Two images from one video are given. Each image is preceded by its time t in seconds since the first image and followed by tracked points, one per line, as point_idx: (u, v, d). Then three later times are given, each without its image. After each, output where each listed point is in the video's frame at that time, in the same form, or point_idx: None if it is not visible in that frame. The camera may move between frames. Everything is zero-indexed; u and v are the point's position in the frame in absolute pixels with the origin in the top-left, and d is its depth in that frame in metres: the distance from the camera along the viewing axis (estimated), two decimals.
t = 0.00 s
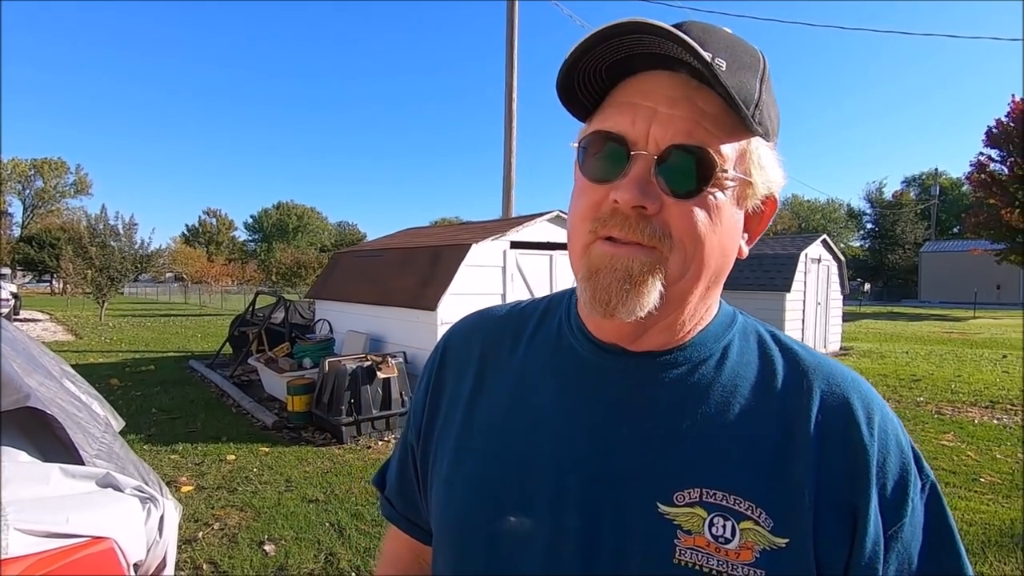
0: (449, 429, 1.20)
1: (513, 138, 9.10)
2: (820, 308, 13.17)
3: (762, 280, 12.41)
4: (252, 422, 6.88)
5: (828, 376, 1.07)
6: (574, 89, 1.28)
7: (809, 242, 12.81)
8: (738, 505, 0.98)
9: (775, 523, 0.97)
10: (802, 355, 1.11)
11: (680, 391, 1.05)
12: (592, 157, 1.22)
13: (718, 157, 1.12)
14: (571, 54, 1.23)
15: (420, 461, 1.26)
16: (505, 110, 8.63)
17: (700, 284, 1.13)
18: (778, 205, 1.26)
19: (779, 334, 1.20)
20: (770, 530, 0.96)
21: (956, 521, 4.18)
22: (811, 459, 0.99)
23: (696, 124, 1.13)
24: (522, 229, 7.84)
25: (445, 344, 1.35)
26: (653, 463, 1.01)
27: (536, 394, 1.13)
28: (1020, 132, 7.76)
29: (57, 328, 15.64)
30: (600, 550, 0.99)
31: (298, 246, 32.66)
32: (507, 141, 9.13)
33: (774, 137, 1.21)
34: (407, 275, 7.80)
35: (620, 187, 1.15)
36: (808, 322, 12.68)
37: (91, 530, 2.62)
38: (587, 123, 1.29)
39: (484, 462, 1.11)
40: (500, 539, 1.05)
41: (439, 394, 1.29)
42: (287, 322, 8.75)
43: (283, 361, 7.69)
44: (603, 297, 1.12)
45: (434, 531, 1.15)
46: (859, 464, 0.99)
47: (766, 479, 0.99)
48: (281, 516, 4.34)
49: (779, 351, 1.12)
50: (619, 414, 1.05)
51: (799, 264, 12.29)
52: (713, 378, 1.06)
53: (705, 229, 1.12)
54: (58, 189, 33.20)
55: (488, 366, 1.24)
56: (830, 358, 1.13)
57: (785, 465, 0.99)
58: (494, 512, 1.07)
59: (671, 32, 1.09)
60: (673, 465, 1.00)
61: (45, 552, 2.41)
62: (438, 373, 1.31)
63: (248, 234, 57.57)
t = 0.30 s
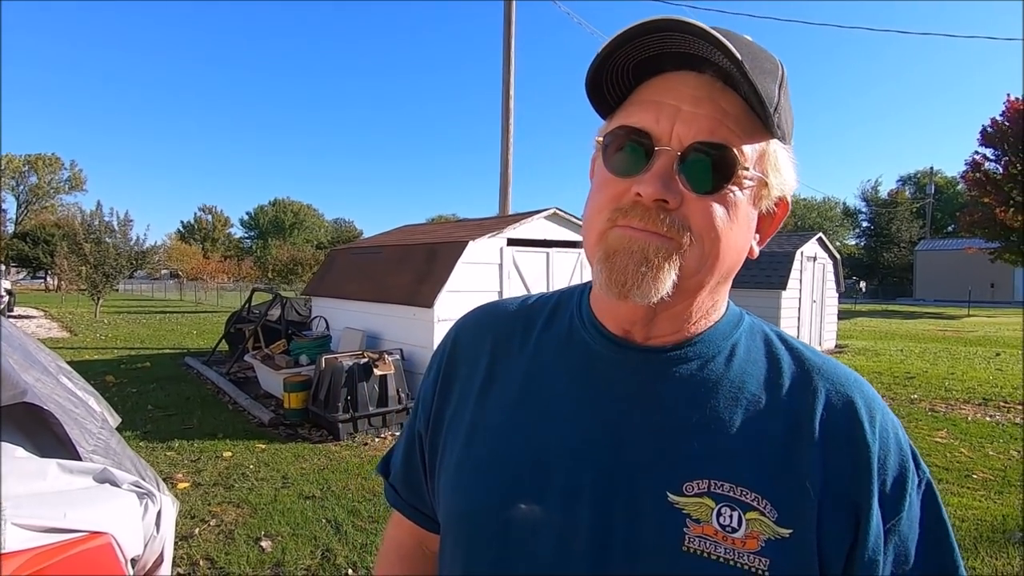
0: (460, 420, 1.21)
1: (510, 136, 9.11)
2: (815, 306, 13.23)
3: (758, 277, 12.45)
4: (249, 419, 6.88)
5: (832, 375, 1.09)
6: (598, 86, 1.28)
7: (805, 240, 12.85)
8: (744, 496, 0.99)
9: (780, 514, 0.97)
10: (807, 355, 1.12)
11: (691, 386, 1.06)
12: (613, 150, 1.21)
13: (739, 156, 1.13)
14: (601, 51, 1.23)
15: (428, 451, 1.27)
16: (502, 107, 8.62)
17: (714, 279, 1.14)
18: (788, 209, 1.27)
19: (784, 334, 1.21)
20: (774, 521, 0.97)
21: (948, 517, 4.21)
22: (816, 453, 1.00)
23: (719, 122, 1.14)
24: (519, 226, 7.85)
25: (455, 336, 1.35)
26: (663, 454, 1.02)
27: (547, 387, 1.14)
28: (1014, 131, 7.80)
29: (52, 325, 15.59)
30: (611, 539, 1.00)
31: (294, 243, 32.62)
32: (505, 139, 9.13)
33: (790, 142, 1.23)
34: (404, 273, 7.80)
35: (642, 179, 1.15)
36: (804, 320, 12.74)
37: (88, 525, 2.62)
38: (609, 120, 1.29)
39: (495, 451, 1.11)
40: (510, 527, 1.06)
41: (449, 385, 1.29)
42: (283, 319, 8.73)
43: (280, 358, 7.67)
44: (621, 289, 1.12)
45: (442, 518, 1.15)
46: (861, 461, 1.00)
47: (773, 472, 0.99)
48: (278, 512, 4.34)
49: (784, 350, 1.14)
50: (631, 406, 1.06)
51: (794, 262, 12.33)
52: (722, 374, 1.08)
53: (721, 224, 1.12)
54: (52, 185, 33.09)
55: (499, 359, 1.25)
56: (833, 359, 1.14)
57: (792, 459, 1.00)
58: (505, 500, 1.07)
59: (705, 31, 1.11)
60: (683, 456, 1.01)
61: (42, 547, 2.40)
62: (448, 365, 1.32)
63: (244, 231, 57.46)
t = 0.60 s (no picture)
0: (461, 410, 1.22)
1: (508, 132, 9.09)
2: (813, 302, 13.26)
3: (756, 274, 12.48)
4: (247, 414, 6.88)
5: (826, 366, 1.10)
6: (604, 86, 1.28)
7: (802, 236, 12.88)
8: (741, 481, 1.00)
9: (776, 499, 0.98)
10: (801, 347, 1.13)
11: (689, 376, 1.07)
12: (617, 148, 1.21)
13: (742, 155, 1.14)
14: (607, 52, 1.23)
15: (429, 440, 1.27)
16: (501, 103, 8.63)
17: (714, 275, 1.15)
18: (785, 208, 1.27)
19: (779, 328, 1.22)
20: (770, 505, 0.98)
21: (942, 510, 4.25)
22: (810, 440, 1.01)
23: (722, 121, 1.15)
24: (517, 222, 7.84)
25: (456, 328, 1.36)
26: (663, 441, 1.03)
27: (549, 376, 1.15)
28: (1012, 128, 7.81)
29: (49, 321, 15.56)
30: (612, 523, 1.01)
31: (291, 239, 32.57)
32: (503, 134, 9.13)
33: (788, 142, 1.24)
34: (402, 268, 7.80)
35: (647, 176, 1.15)
36: (801, 316, 12.78)
37: (88, 519, 2.63)
38: (613, 119, 1.29)
39: (498, 438, 1.12)
40: (514, 512, 1.07)
41: (449, 376, 1.30)
42: (281, 315, 8.72)
43: (277, 354, 7.69)
44: (625, 285, 1.12)
45: (444, 506, 1.16)
46: (854, 449, 1.01)
47: (768, 459, 1.00)
48: (277, 507, 4.35)
49: (780, 343, 1.15)
50: (631, 395, 1.07)
51: (792, 258, 12.36)
52: (719, 365, 1.09)
53: (723, 222, 1.13)
54: (48, 180, 32.99)
55: (500, 350, 1.25)
56: (827, 351, 1.15)
57: (787, 446, 1.01)
58: (508, 486, 1.08)
59: (710, 34, 1.11)
60: (682, 443, 1.02)
61: (41, 541, 2.41)
62: (449, 357, 1.32)
63: (242, 226, 57.36)
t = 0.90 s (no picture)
0: (459, 402, 1.23)
1: (507, 128, 9.09)
2: (811, 298, 13.29)
3: (754, 270, 12.50)
4: (246, 411, 6.89)
5: (816, 358, 1.10)
6: (598, 83, 1.28)
7: (800, 232, 12.89)
8: (732, 470, 1.00)
9: (765, 487, 0.99)
10: (792, 340, 1.14)
11: (681, 368, 1.08)
12: (612, 144, 1.22)
13: (733, 150, 1.14)
14: (601, 49, 1.23)
15: (428, 433, 1.28)
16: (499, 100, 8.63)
17: (706, 269, 1.15)
18: (776, 203, 1.28)
19: (771, 321, 1.22)
20: (759, 493, 0.99)
21: (939, 505, 4.27)
22: (800, 431, 1.02)
23: (714, 117, 1.15)
24: (516, 219, 7.85)
25: (454, 323, 1.37)
26: (655, 431, 1.04)
27: (545, 369, 1.16)
28: (1010, 124, 7.82)
29: (47, 318, 15.53)
30: (606, 512, 1.02)
31: (290, 236, 32.54)
32: (501, 131, 9.12)
33: (779, 138, 1.24)
34: (400, 265, 7.80)
35: (640, 171, 1.15)
36: (799, 312, 12.81)
37: (86, 515, 2.63)
38: (607, 115, 1.30)
39: (494, 430, 1.13)
40: (511, 502, 1.08)
41: (447, 370, 1.31)
42: (279, 312, 8.71)
43: (276, 351, 7.70)
44: (618, 279, 1.13)
45: (442, 499, 1.17)
46: (842, 440, 1.02)
47: (758, 448, 1.01)
48: (275, 504, 4.36)
49: (771, 335, 1.15)
50: (625, 386, 1.08)
51: (790, 255, 12.38)
52: (711, 357, 1.09)
53: (714, 217, 1.14)
54: (45, 177, 32.93)
55: (497, 343, 1.26)
56: (817, 343, 1.16)
57: (776, 437, 1.02)
58: (505, 477, 1.09)
59: (701, 31, 1.12)
60: (674, 433, 1.03)
61: (39, 537, 2.42)
62: (447, 351, 1.33)
63: (240, 223, 57.27)
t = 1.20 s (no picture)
0: (457, 396, 1.24)
1: (507, 125, 9.09)
2: (812, 294, 13.28)
3: (755, 266, 12.50)
4: (247, 408, 6.91)
5: (808, 353, 1.11)
6: (591, 82, 1.29)
7: (801, 228, 12.88)
8: (722, 464, 1.02)
9: (755, 480, 1.00)
10: (785, 335, 1.15)
11: (675, 363, 1.09)
12: (604, 143, 1.23)
13: (721, 149, 1.15)
14: (592, 49, 1.24)
15: (428, 425, 1.30)
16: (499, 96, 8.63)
17: (698, 266, 1.16)
18: (768, 200, 1.29)
19: (767, 316, 1.23)
20: (749, 486, 1.00)
21: (939, 500, 4.28)
22: (791, 426, 1.02)
23: (703, 116, 1.16)
24: (516, 215, 7.86)
25: (454, 317, 1.38)
26: (648, 425, 1.05)
27: (542, 363, 1.17)
28: (1013, 119, 7.81)
29: (49, 317, 15.57)
30: (599, 504, 1.04)
31: (290, 234, 32.56)
32: (501, 127, 9.12)
33: (770, 135, 1.24)
34: (400, 262, 7.80)
35: (630, 170, 1.17)
36: (800, 308, 12.80)
37: (88, 510, 2.65)
38: (599, 113, 1.30)
39: (491, 423, 1.14)
40: (507, 494, 1.09)
41: (447, 364, 1.32)
42: (280, 309, 8.73)
43: (277, 348, 7.72)
44: (610, 278, 1.14)
45: (440, 491, 1.18)
46: (832, 435, 1.02)
47: (748, 442, 1.02)
48: (277, 500, 4.38)
49: (765, 331, 1.16)
50: (620, 381, 1.09)
51: (791, 251, 12.37)
52: (704, 353, 1.10)
53: (705, 215, 1.15)
54: (46, 175, 32.98)
55: (495, 337, 1.27)
56: (811, 339, 1.17)
57: (767, 431, 1.03)
58: (501, 470, 1.10)
59: (688, 33, 1.13)
60: (666, 427, 1.04)
61: (41, 533, 2.44)
62: (446, 345, 1.34)
63: (240, 221, 57.29)
